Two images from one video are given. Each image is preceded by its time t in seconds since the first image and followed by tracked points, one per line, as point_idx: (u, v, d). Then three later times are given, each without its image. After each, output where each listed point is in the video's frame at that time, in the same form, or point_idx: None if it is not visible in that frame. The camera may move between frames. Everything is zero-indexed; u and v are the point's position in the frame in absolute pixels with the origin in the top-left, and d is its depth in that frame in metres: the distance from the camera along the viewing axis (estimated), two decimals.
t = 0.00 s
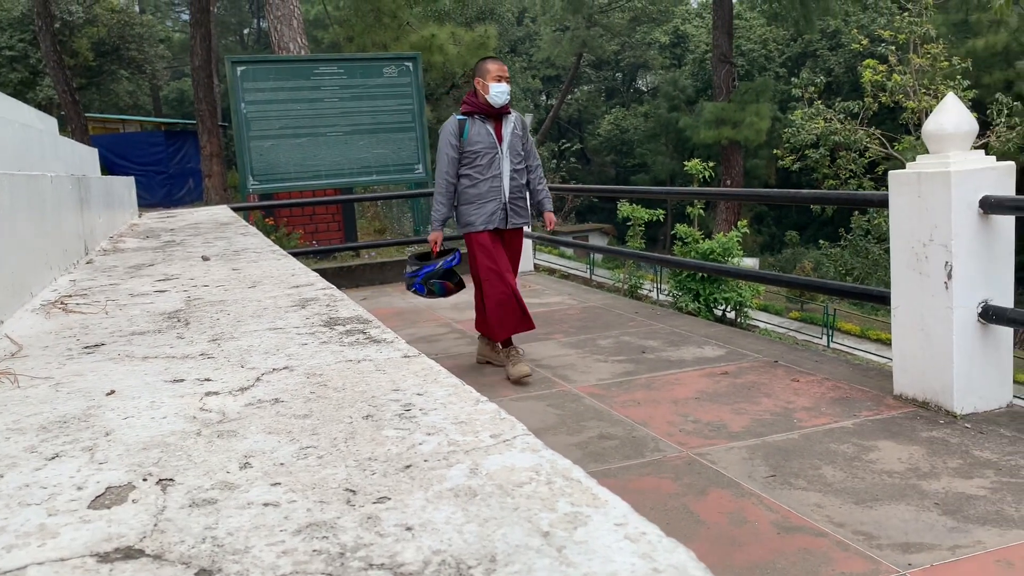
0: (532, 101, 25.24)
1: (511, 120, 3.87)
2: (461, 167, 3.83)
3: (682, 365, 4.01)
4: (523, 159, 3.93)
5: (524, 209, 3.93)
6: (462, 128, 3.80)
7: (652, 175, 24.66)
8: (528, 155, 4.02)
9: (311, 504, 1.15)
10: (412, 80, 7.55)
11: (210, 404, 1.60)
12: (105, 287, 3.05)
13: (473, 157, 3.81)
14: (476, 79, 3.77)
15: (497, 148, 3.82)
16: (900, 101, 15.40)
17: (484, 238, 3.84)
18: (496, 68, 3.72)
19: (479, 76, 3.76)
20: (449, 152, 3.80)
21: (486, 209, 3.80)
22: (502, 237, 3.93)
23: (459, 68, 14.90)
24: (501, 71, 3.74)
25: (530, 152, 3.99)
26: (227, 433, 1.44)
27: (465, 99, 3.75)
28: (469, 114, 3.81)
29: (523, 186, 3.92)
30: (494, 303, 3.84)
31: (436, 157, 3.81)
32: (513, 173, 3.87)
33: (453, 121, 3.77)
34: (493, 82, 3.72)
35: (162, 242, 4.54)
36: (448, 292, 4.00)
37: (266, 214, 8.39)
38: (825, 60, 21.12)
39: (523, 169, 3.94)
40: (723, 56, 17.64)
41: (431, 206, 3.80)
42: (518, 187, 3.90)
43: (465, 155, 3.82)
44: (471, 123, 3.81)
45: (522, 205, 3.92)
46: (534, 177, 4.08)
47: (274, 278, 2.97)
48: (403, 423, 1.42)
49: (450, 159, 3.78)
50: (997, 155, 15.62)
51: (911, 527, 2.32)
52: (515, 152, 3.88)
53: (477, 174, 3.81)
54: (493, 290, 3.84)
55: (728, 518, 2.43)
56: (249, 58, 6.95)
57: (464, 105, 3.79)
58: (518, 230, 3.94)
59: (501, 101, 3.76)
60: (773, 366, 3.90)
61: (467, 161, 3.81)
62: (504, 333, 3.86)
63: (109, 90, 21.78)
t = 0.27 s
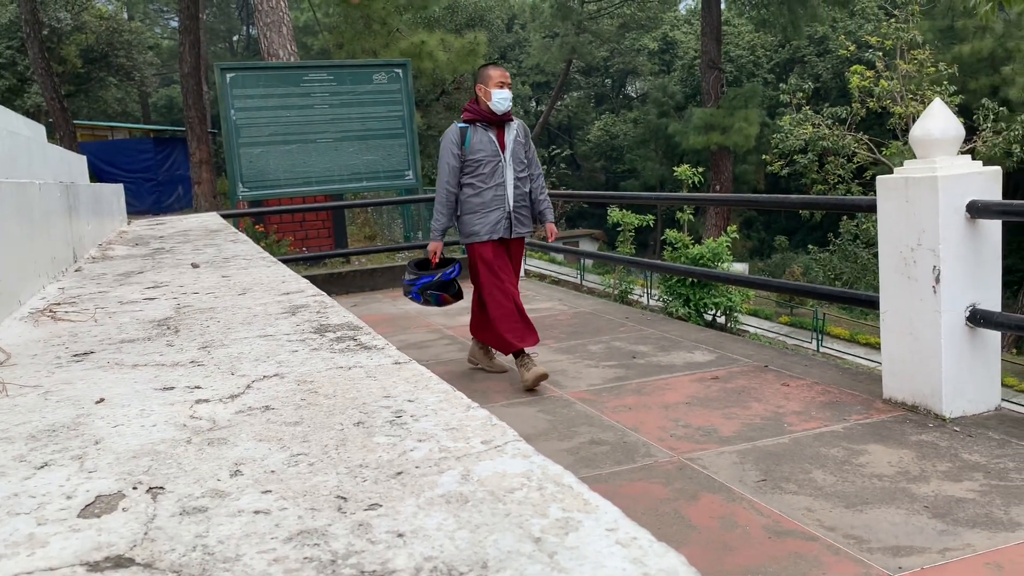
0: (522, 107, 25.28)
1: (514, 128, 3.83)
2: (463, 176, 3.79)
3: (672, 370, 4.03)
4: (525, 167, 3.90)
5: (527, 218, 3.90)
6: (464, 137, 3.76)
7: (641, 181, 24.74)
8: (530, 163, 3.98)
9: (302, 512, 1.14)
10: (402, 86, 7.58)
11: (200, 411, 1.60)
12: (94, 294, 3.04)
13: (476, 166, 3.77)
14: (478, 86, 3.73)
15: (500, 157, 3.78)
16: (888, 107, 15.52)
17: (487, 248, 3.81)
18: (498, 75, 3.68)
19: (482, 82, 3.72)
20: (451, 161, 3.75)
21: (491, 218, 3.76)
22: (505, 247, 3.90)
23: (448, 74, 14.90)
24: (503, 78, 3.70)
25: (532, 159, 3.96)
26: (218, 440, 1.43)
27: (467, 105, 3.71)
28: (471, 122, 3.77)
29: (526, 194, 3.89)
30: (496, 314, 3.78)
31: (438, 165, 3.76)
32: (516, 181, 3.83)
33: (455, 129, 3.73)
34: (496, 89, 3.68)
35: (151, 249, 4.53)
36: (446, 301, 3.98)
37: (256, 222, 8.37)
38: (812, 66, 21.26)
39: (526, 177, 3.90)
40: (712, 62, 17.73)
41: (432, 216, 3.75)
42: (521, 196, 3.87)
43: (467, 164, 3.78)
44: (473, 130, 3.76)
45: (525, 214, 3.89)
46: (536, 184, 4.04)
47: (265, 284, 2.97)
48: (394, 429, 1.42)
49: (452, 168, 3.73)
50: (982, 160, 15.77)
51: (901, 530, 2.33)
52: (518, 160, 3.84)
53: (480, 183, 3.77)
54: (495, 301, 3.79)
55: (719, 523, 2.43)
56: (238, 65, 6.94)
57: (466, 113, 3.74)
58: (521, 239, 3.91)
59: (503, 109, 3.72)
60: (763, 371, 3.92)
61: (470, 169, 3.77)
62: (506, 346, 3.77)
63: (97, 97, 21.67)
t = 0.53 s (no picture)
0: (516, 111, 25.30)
1: (515, 130, 3.83)
2: (465, 180, 3.77)
3: (667, 373, 4.03)
4: (528, 170, 3.87)
5: (532, 221, 3.86)
6: (466, 139, 3.74)
7: (635, 185, 24.77)
8: (534, 168, 3.95)
9: (295, 518, 1.14)
10: (395, 91, 7.58)
11: (193, 417, 1.59)
12: (87, 300, 3.03)
13: (478, 169, 3.75)
14: (479, 89, 3.73)
15: (503, 159, 3.77)
16: (880, 110, 15.60)
17: (491, 252, 3.77)
18: (499, 77, 3.69)
19: (482, 85, 3.72)
20: (453, 164, 3.74)
21: (493, 221, 3.73)
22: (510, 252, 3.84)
23: (442, 78, 14.89)
24: (504, 80, 3.70)
25: (535, 163, 3.94)
26: (211, 447, 1.43)
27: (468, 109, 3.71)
28: (472, 125, 3.76)
29: (530, 198, 3.86)
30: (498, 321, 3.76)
31: (439, 169, 3.75)
32: (519, 184, 3.80)
33: (457, 132, 3.73)
34: (497, 91, 3.68)
35: (144, 254, 4.51)
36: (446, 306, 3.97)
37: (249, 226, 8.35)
38: (805, 70, 21.34)
39: (529, 180, 3.87)
40: (705, 66, 17.77)
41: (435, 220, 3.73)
42: (524, 199, 3.83)
43: (469, 167, 3.76)
44: (474, 133, 3.75)
45: (529, 217, 3.84)
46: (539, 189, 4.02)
47: (258, 289, 2.96)
48: (387, 434, 1.42)
49: (454, 171, 3.72)
50: (974, 163, 15.85)
51: (895, 532, 2.33)
52: (520, 163, 3.82)
53: (482, 187, 3.75)
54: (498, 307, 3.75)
55: (713, 525, 2.44)
56: (232, 69, 6.93)
57: (467, 116, 3.74)
58: (526, 244, 3.85)
59: (504, 110, 3.71)
60: (756, 374, 3.92)
61: (471, 173, 3.75)
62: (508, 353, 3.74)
63: (90, 102, 21.61)
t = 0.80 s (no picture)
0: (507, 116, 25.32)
1: (517, 131, 3.75)
2: (467, 182, 3.68)
3: (658, 378, 4.03)
4: (531, 171, 3.79)
5: (536, 224, 3.78)
6: (468, 140, 3.65)
7: (625, 190, 24.86)
8: (535, 170, 3.88)
9: (284, 527, 1.13)
10: (386, 96, 7.58)
11: (181, 425, 1.58)
12: (75, 307, 3.01)
13: (481, 171, 3.66)
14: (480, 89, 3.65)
15: (506, 160, 3.68)
16: (869, 115, 15.71)
17: (495, 256, 3.67)
18: (500, 76, 3.61)
19: (483, 85, 3.64)
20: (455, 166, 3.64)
21: (498, 223, 3.63)
22: (515, 257, 3.75)
23: (432, 83, 14.88)
24: (506, 79, 3.62)
25: (538, 165, 3.86)
26: (199, 455, 1.42)
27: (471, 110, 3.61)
28: (475, 125, 3.67)
29: (534, 200, 3.77)
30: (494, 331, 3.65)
31: (441, 171, 3.65)
32: (523, 186, 3.72)
33: (459, 133, 3.63)
34: (499, 91, 3.60)
35: (133, 261, 4.49)
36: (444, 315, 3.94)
37: (239, 232, 8.32)
38: (794, 75, 21.44)
39: (532, 182, 3.79)
40: (695, 71, 17.85)
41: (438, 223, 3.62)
42: (529, 201, 3.74)
43: (472, 169, 3.67)
44: (476, 134, 3.66)
45: (534, 220, 3.75)
46: (542, 191, 3.94)
47: (247, 296, 2.95)
48: (376, 442, 1.41)
49: (456, 173, 3.62)
50: (962, 166, 15.99)
51: (886, 536, 2.34)
52: (524, 164, 3.73)
53: (485, 189, 3.66)
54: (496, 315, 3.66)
55: (705, 530, 2.43)
56: (221, 75, 6.92)
57: (469, 116, 3.65)
58: (532, 247, 3.76)
59: (507, 110, 3.64)
60: (748, 378, 3.93)
61: (474, 175, 3.66)
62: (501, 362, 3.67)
63: (79, 109, 21.53)
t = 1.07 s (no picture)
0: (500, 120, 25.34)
1: (519, 132, 3.72)
2: (469, 183, 3.64)
3: (652, 381, 4.03)
4: (533, 172, 3.76)
5: (538, 225, 3.75)
6: (470, 140, 3.61)
7: (618, 193, 24.88)
8: (536, 171, 3.85)
9: (277, 531, 1.13)
10: (378, 100, 7.60)
11: (174, 430, 1.58)
12: (67, 312, 3.00)
13: (482, 171, 3.62)
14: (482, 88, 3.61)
15: (508, 161, 3.65)
16: (860, 118, 15.79)
17: (495, 258, 3.65)
18: (503, 76, 3.57)
19: (485, 84, 3.60)
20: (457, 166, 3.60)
21: (500, 225, 3.60)
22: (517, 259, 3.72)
23: (426, 87, 14.87)
24: (508, 79, 3.59)
25: (539, 165, 3.83)
26: (192, 459, 1.41)
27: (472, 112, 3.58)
28: (477, 125, 3.64)
29: (535, 202, 3.75)
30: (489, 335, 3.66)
31: (442, 171, 3.60)
32: (525, 188, 3.69)
33: (461, 133, 3.59)
34: (502, 91, 3.57)
35: (125, 265, 4.48)
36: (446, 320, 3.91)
37: (232, 237, 8.30)
38: (786, 78, 21.52)
39: (534, 183, 3.76)
40: (688, 74, 17.91)
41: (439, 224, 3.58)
42: (530, 203, 3.72)
43: (473, 170, 3.63)
44: (478, 134, 3.62)
45: (536, 222, 3.72)
46: (543, 193, 3.91)
47: (240, 300, 2.94)
48: (370, 446, 1.40)
49: (458, 173, 3.58)
50: (953, 169, 16.05)
51: (880, 537, 2.34)
52: (526, 165, 3.70)
53: (486, 190, 3.62)
54: (492, 322, 3.66)
55: (699, 533, 2.43)
56: (214, 79, 6.91)
57: (471, 117, 3.62)
58: (534, 249, 3.74)
59: (510, 111, 3.61)
60: (741, 381, 3.94)
61: (476, 175, 3.62)
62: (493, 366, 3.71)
63: (70, 112, 21.45)
